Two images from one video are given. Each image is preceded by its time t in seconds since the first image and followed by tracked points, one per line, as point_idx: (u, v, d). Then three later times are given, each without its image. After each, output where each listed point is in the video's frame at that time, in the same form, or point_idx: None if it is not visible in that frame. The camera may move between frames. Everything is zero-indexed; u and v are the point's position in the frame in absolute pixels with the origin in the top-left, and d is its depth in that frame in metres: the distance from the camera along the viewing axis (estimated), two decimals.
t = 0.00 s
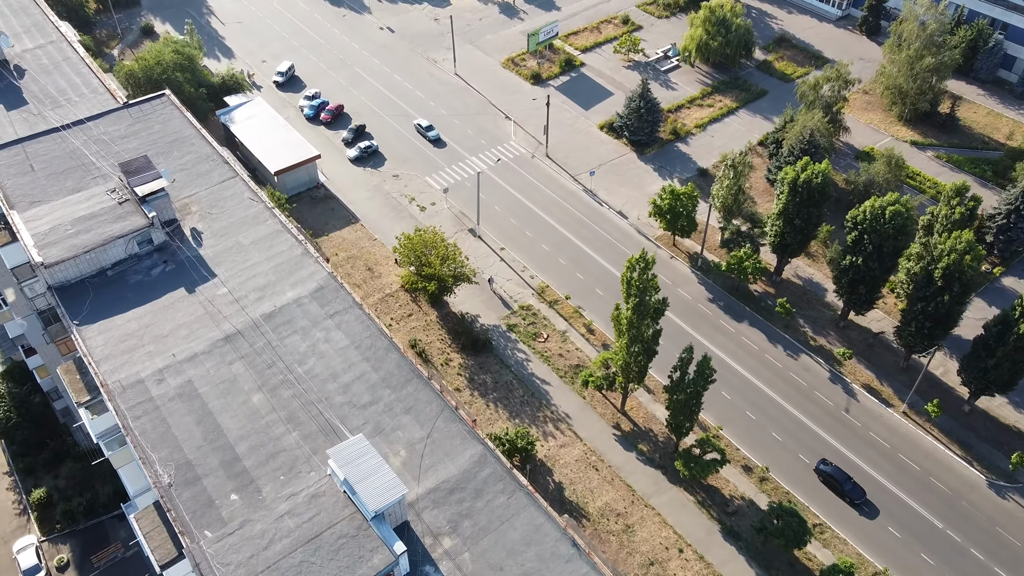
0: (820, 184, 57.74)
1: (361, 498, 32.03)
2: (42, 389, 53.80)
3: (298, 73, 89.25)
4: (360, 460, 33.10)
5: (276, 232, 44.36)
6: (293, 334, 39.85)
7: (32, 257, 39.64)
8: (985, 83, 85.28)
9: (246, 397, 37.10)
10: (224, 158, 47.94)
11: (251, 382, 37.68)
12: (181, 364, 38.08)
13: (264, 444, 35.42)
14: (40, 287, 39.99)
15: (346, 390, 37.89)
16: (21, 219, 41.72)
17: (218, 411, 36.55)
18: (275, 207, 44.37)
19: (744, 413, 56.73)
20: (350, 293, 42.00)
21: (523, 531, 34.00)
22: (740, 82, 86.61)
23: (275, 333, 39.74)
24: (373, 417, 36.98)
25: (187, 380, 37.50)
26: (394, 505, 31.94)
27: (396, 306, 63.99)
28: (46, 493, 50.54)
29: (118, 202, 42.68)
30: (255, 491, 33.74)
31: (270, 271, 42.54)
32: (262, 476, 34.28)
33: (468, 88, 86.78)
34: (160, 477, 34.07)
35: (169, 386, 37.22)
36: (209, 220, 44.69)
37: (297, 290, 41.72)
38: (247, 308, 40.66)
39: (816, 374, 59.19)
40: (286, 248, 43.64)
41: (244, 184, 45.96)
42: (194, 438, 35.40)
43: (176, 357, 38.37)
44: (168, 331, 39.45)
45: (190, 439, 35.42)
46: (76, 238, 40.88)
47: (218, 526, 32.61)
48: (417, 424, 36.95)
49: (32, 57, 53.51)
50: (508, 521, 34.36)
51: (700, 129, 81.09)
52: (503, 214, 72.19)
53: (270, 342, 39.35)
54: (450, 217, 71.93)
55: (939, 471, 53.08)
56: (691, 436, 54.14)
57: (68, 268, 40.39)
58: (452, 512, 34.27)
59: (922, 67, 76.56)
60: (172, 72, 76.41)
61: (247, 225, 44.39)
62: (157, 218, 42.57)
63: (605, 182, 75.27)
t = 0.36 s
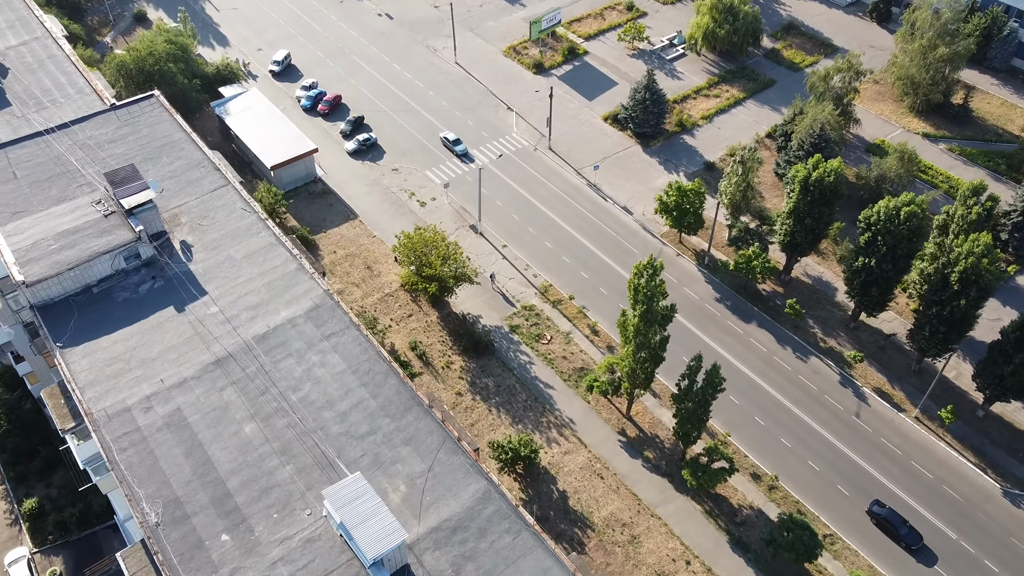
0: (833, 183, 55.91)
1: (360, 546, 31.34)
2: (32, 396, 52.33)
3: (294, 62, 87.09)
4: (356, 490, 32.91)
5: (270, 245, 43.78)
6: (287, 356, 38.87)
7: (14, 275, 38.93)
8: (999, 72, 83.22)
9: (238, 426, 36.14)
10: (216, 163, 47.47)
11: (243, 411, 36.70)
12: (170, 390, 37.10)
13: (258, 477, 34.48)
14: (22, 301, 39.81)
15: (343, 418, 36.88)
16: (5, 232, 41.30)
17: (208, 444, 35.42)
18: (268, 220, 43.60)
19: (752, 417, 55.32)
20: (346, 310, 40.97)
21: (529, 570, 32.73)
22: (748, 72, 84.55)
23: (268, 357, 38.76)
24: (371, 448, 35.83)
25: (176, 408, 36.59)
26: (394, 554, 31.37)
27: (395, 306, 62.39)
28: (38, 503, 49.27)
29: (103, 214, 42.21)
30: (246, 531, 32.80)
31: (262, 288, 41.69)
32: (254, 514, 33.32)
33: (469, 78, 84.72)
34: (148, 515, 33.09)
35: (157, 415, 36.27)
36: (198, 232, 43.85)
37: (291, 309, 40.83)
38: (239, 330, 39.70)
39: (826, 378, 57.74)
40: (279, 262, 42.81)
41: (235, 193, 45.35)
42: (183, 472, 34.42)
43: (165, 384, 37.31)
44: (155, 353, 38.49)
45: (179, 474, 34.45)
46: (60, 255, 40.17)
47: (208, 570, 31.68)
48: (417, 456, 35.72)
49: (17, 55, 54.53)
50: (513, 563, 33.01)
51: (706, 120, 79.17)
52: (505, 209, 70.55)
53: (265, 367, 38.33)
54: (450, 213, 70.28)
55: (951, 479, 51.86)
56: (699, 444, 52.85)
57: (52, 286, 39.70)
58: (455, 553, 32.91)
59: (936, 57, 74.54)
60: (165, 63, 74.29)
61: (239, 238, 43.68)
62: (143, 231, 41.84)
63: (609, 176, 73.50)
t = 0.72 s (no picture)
0: (846, 183, 54.25)
1: None
2: (23, 404, 50.94)
3: (291, 51, 85.03)
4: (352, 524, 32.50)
5: (263, 262, 42.92)
6: (281, 385, 37.73)
7: None
8: (1013, 62, 81.31)
9: (230, 462, 35.01)
10: (205, 172, 46.84)
11: (235, 445, 35.56)
12: (158, 422, 36.02)
13: (250, 517, 33.37)
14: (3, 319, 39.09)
15: (339, 453, 35.75)
16: None
17: (197, 481, 34.35)
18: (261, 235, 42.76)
19: (761, 424, 54.08)
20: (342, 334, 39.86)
21: None
22: (755, 62, 82.59)
23: (261, 386, 37.62)
24: (370, 485, 34.74)
25: (165, 441, 35.50)
26: None
27: (395, 308, 60.85)
28: (30, 515, 48.04)
29: (88, 230, 41.31)
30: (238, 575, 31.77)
31: (257, 310, 40.75)
32: (247, 557, 32.27)
33: (469, 68, 82.73)
34: (135, 557, 32.00)
35: (145, 449, 35.20)
36: (189, 247, 43.08)
37: (285, 333, 39.85)
38: (231, 356, 38.67)
39: (836, 383, 56.38)
40: (272, 281, 41.99)
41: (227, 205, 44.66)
42: (171, 513, 33.30)
43: (153, 416, 36.24)
44: (142, 382, 37.44)
45: (167, 513, 33.36)
46: (43, 275, 39.17)
47: None
48: (419, 495, 34.55)
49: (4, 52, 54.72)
50: None
51: (713, 112, 77.27)
52: (507, 206, 68.92)
53: (258, 398, 37.19)
54: (451, 210, 68.71)
55: (965, 488, 50.63)
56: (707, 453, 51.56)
57: (35, 308, 38.76)
58: None
59: (949, 48, 72.49)
60: (158, 55, 72.29)
61: (232, 255, 42.83)
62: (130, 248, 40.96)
63: (614, 172, 71.80)
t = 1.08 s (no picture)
0: (859, 185, 52.69)
1: None
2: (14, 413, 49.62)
3: (287, 41, 83.00)
4: (351, 569, 32.34)
5: (257, 282, 41.69)
6: (275, 419, 36.47)
7: None
8: None
9: (221, 502, 33.82)
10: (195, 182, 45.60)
11: (226, 484, 34.36)
12: (145, 459, 34.85)
13: (241, 564, 32.20)
14: None
15: (335, 492, 34.53)
16: None
17: (186, 524, 33.15)
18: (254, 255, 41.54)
19: (770, 432, 52.88)
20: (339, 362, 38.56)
21: None
22: (763, 52, 80.61)
23: (254, 420, 36.38)
24: (368, 528, 33.51)
25: (151, 480, 34.32)
26: None
27: (395, 311, 59.46)
28: (22, 528, 46.87)
29: (71, 252, 40.34)
30: None
31: (249, 336, 39.48)
32: None
33: (470, 59, 80.78)
34: None
35: (132, 488, 34.03)
36: (178, 266, 41.92)
37: (279, 359, 38.53)
38: (221, 387, 37.42)
39: (846, 389, 55.09)
40: (266, 303, 40.81)
41: (218, 221, 43.55)
42: (159, 559, 32.14)
43: (140, 453, 35.06)
44: (128, 415, 36.24)
45: (155, 556, 32.21)
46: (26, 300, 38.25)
47: None
48: (421, 539, 33.36)
49: None
50: None
51: (719, 105, 75.42)
52: (509, 204, 67.30)
53: (251, 433, 35.97)
54: (452, 208, 67.16)
55: (979, 500, 49.42)
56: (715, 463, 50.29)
57: (18, 334, 37.81)
58: None
59: (964, 41, 70.73)
60: (150, 48, 70.35)
61: (223, 275, 41.63)
62: (116, 269, 39.94)
63: (618, 167, 70.12)
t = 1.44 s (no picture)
0: (872, 187, 51.14)
1: None
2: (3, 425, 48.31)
3: (283, 31, 81.00)
4: None
5: (250, 306, 40.40)
6: (268, 457, 35.29)
7: None
8: None
9: (212, 548, 32.64)
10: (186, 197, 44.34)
11: (216, 529, 33.15)
12: (132, 502, 33.56)
13: None
14: None
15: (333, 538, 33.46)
16: None
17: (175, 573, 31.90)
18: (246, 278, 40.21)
19: (779, 441, 51.69)
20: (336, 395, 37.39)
21: None
22: (771, 43, 78.69)
23: (248, 459, 35.22)
24: None
25: (139, 523, 33.05)
26: None
27: (394, 315, 58.09)
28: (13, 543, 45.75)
29: (53, 274, 39.20)
30: None
31: (242, 366, 38.21)
32: None
33: (471, 50, 78.84)
34: None
35: (118, 531, 32.74)
36: (167, 289, 40.48)
37: (272, 392, 37.31)
38: (212, 422, 36.18)
39: (857, 396, 53.83)
40: (259, 330, 39.51)
41: (208, 239, 42.18)
42: None
43: (127, 494, 33.79)
44: (114, 453, 34.92)
45: None
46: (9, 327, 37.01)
47: None
48: None
49: None
50: None
51: (726, 99, 73.65)
52: (511, 202, 65.75)
53: (245, 472, 34.76)
54: (453, 206, 65.59)
55: (994, 513, 48.33)
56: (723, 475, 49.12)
57: None
58: None
59: (979, 33, 68.93)
60: (142, 41, 68.39)
61: (214, 299, 40.29)
62: (101, 295, 38.65)
63: (623, 164, 68.47)
